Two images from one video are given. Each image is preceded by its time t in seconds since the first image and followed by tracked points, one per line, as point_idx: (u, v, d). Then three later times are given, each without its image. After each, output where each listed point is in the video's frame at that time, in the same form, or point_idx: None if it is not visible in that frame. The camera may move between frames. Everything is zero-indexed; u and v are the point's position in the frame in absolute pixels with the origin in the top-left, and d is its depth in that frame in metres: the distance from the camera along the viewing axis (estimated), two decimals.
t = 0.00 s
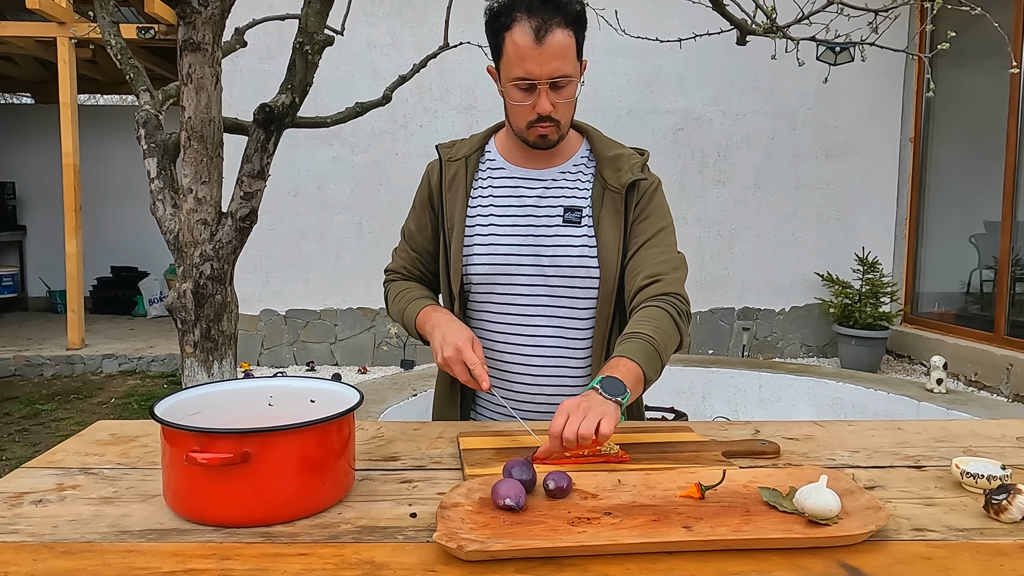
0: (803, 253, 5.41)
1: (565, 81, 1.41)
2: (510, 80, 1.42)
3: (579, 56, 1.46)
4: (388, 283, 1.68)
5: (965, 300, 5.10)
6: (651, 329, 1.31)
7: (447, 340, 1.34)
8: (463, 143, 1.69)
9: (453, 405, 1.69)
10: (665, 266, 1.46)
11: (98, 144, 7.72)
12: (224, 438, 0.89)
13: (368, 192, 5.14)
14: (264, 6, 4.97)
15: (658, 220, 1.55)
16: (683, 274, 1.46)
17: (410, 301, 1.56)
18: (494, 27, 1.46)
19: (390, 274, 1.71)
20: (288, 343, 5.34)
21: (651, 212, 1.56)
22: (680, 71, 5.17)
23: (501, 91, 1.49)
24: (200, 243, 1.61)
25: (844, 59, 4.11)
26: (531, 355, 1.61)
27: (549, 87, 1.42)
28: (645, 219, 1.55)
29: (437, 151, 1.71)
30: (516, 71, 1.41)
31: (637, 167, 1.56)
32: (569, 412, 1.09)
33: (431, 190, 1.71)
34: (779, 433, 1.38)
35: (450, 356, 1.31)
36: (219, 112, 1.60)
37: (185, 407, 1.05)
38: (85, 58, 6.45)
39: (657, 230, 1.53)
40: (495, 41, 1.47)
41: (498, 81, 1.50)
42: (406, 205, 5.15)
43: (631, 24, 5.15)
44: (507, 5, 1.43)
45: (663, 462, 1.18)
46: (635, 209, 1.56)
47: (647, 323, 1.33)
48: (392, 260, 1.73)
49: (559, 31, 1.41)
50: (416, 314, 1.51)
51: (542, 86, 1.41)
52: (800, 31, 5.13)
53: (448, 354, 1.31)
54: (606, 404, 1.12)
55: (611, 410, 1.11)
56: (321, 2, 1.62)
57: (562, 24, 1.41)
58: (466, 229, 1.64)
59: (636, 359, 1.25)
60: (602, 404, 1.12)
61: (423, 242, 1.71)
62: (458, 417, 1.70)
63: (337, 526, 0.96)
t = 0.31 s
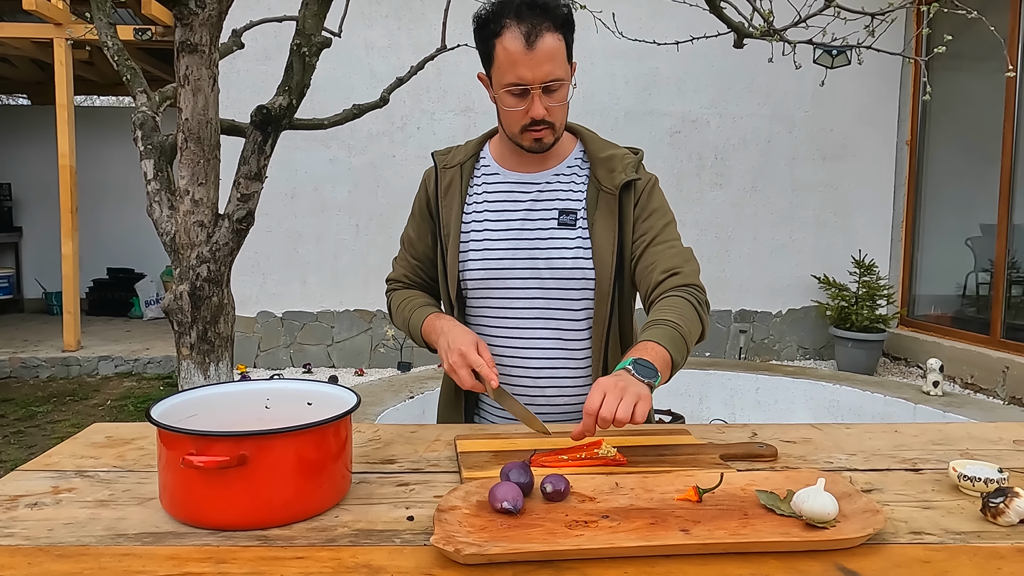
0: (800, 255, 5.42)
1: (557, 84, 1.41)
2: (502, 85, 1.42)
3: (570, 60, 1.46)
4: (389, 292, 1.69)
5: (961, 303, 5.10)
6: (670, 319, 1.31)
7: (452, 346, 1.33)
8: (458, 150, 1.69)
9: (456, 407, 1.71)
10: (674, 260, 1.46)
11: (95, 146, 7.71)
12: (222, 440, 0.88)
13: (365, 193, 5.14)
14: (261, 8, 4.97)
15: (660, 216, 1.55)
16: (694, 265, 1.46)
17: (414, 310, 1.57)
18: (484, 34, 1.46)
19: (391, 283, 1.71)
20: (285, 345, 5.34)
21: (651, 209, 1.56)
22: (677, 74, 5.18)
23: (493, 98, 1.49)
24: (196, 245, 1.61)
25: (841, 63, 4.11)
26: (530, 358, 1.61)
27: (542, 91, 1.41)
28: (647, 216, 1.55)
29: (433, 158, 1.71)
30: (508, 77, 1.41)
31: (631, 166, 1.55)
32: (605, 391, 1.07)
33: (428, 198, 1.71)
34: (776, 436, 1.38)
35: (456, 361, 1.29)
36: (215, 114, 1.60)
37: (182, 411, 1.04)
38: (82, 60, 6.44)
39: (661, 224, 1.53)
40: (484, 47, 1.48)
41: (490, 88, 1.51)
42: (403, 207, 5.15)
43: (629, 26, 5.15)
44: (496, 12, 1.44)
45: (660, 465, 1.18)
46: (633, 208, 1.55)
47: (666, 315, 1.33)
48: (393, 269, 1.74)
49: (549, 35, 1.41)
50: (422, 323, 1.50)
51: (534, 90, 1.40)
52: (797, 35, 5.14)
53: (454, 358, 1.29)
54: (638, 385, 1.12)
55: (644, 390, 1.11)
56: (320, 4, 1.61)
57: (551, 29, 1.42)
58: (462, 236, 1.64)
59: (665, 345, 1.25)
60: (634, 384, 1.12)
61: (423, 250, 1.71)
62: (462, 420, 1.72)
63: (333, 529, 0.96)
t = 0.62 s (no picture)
0: (799, 259, 5.42)
1: (609, 103, 1.46)
2: (555, 100, 1.48)
3: (622, 77, 1.50)
4: (451, 290, 1.80)
5: (960, 307, 5.10)
6: (652, 325, 1.27)
7: (497, 348, 1.43)
8: (519, 155, 1.81)
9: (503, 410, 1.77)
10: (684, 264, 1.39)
11: (95, 147, 7.70)
12: (221, 442, 0.88)
13: (365, 195, 5.13)
14: (262, 9, 4.98)
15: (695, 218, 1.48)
16: (712, 266, 1.37)
17: (470, 309, 1.66)
18: (541, 46, 1.51)
19: (451, 281, 1.83)
20: (284, 347, 5.33)
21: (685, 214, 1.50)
22: (677, 77, 5.19)
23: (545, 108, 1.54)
24: (196, 247, 1.61)
25: (840, 67, 4.11)
26: (563, 365, 1.69)
27: (593, 109, 1.47)
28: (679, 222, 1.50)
29: (496, 162, 1.84)
30: (560, 92, 1.47)
31: (669, 176, 1.54)
32: (537, 430, 1.09)
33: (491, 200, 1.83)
34: (776, 440, 1.37)
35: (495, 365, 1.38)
36: (216, 115, 1.60)
37: (181, 412, 1.04)
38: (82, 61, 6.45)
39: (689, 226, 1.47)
40: (541, 59, 1.52)
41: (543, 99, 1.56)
42: (403, 208, 5.14)
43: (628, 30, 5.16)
44: (554, 25, 1.49)
45: (660, 469, 1.18)
46: (666, 218, 1.54)
47: (650, 321, 1.29)
48: (456, 267, 1.84)
49: (604, 52, 1.44)
50: (477, 322, 1.60)
51: (585, 106, 1.45)
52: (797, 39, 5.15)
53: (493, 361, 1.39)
54: (581, 412, 1.11)
55: (585, 419, 1.10)
56: (320, 5, 1.61)
57: (608, 47, 1.45)
58: (515, 236, 1.75)
59: (635, 355, 1.22)
60: (573, 412, 1.11)
61: (483, 249, 1.83)
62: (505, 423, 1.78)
63: (332, 532, 0.95)
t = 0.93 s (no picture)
0: (798, 259, 5.42)
1: (639, 107, 1.47)
2: (585, 102, 1.48)
3: (655, 81, 1.50)
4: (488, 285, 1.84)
5: (958, 307, 5.10)
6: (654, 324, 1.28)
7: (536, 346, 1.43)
8: (556, 154, 1.84)
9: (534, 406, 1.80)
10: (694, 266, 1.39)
11: (93, 146, 7.69)
12: (220, 442, 0.88)
13: (364, 194, 5.13)
14: (260, 8, 4.97)
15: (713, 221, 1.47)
16: (724, 268, 1.35)
17: (509, 305, 1.69)
18: (573, 48, 1.51)
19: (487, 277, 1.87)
20: (282, 346, 5.33)
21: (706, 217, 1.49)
22: (675, 77, 5.19)
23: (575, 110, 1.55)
24: (194, 246, 1.61)
25: (839, 66, 4.11)
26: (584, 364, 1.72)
27: (622, 111, 1.47)
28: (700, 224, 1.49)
29: (535, 161, 1.88)
30: (590, 94, 1.47)
31: (694, 179, 1.53)
32: (526, 426, 1.09)
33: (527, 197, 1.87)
34: (775, 440, 1.37)
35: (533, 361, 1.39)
36: (214, 114, 1.59)
37: (178, 412, 1.04)
38: (80, 60, 6.44)
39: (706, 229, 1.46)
40: (573, 61, 1.53)
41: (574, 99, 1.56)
42: (402, 208, 5.14)
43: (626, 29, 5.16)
44: (587, 27, 1.49)
45: (659, 468, 1.18)
46: (686, 220, 1.53)
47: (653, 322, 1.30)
48: (493, 263, 1.89)
49: (636, 56, 1.44)
50: (513, 317, 1.64)
51: (615, 110, 1.46)
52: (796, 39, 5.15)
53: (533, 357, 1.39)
54: (571, 409, 1.11)
55: (574, 415, 1.10)
56: (318, 4, 1.62)
57: (639, 50, 1.45)
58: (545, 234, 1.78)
59: (632, 354, 1.23)
60: (563, 408, 1.10)
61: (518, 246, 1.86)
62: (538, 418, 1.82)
63: (331, 532, 0.95)
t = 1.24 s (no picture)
0: (797, 258, 5.43)
1: (640, 101, 1.46)
2: (587, 98, 1.49)
3: (656, 75, 1.50)
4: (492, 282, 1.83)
5: (958, 305, 5.11)
6: (655, 320, 1.28)
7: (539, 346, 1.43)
8: (560, 151, 1.85)
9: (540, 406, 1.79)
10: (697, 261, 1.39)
11: (93, 144, 7.68)
12: (220, 440, 0.88)
13: (363, 193, 5.13)
14: (260, 7, 4.97)
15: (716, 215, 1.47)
16: (726, 264, 1.35)
17: (512, 303, 1.69)
18: (574, 46, 1.52)
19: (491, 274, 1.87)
20: (282, 344, 5.33)
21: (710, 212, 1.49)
22: (675, 76, 5.18)
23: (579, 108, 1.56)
24: (194, 244, 1.60)
25: (839, 65, 4.11)
26: (588, 361, 1.72)
27: (623, 107, 1.47)
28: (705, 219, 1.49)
29: (538, 158, 1.88)
30: (591, 91, 1.47)
31: (699, 174, 1.53)
32: (531, 422, 1.09)
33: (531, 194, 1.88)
34: (774, 438, 1.37)
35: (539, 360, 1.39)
36: (214, 112, 1.59)
37: (179, 410, 1.04)
38: (79, 58, 6.44)
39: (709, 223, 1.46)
40: (574, 60, 1.53)
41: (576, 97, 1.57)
42: (401, 207, 5.14)
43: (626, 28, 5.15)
44: (585, 25, 1.49)
45: (659, 466, 1.18)
46: (690, 216, 1.53)
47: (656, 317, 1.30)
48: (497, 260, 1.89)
49: (634, 51, 1.44)
50: (518, 316, 1.63)
51: (616, 106, 1.46)
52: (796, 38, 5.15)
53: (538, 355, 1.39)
54: (576, 407, 1.10)
55: (578, 412, 1.09)
56: (317, 3, 1.62)
57: (638, 45, 1.45)
58: (549, 230, 1.78)
59: (634, 351, 1.22)
60: (568, 407, 1.10)
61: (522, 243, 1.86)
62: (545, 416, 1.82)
63: (331, 529, 0.95)
